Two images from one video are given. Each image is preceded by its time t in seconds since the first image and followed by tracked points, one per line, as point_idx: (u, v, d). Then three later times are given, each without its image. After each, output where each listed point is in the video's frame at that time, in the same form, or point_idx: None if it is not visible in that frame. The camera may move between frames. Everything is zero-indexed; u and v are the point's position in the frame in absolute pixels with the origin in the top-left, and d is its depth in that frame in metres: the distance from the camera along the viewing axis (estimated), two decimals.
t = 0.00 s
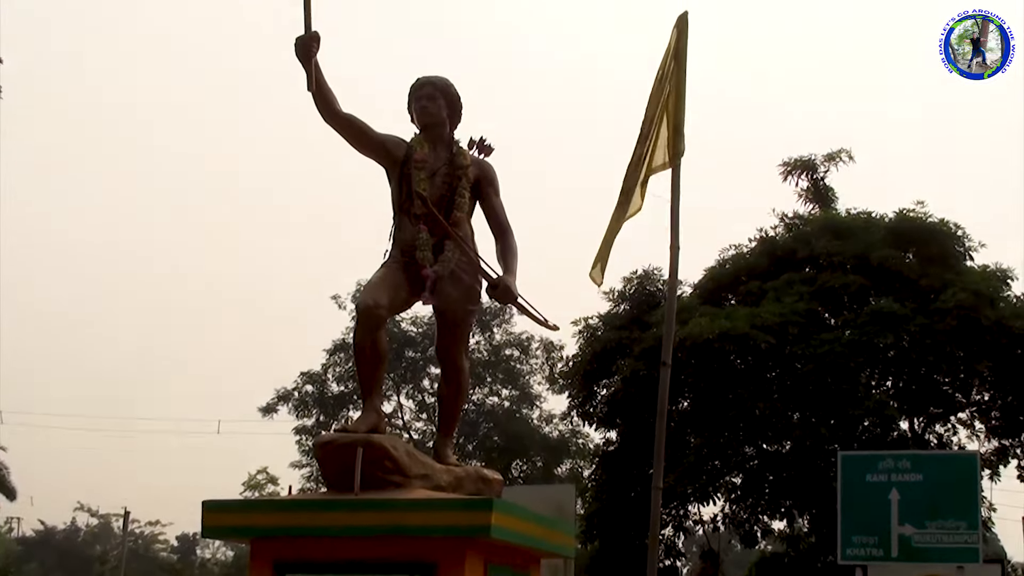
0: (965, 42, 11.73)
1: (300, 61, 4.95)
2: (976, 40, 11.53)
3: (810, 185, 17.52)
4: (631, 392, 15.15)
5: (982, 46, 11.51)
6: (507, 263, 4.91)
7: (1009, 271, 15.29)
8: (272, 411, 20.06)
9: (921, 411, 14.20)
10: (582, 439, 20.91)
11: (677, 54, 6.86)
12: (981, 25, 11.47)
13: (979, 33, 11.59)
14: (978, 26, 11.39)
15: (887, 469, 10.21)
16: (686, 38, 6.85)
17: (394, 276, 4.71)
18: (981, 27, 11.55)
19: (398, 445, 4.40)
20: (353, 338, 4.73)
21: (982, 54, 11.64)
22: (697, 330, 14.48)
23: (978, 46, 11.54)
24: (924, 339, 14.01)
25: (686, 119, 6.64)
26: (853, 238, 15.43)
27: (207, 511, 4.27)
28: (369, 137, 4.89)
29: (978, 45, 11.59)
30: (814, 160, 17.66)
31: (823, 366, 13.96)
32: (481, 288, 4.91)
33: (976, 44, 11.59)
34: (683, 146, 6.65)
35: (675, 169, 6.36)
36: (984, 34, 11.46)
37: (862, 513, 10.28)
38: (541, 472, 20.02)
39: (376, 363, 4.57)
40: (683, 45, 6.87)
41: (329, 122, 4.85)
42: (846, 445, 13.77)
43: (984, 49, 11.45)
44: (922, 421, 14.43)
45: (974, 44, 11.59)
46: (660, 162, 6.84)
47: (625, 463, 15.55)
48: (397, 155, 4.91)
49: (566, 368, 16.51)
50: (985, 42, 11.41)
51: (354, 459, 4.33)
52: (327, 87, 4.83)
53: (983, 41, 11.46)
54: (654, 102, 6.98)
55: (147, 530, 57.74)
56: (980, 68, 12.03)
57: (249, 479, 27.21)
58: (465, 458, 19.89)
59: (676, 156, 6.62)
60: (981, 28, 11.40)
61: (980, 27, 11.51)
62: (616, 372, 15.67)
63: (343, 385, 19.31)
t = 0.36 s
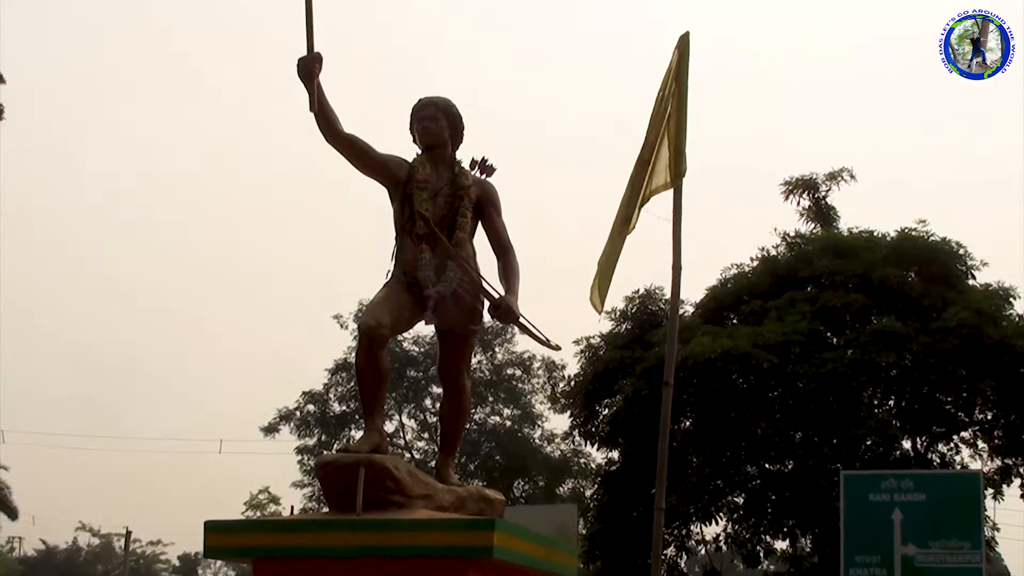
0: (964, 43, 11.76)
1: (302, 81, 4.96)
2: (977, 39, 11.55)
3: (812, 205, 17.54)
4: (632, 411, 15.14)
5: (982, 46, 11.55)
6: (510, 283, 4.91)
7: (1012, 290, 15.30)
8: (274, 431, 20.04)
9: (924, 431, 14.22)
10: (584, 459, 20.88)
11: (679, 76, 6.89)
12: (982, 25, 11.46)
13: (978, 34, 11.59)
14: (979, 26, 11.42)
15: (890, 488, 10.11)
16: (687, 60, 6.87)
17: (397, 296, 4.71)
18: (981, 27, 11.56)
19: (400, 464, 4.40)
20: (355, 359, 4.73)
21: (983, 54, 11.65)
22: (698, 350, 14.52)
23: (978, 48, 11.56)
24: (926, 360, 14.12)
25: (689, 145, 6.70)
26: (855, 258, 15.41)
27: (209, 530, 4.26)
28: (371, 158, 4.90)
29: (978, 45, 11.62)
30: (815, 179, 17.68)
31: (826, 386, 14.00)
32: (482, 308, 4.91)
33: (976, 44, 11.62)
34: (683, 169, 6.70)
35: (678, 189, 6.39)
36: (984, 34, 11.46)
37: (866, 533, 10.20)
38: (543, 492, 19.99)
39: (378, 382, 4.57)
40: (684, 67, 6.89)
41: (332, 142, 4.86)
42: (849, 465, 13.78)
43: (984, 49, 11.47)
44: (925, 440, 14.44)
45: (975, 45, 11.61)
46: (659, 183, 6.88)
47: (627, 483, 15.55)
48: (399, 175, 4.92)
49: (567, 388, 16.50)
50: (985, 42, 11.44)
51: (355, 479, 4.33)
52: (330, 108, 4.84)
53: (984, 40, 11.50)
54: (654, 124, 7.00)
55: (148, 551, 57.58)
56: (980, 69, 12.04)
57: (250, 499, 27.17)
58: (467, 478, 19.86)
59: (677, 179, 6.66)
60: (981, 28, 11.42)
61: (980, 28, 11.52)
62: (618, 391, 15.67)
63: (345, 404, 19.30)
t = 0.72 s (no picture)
0: (965, 43, 11.75)
1: (305, 101, 4.97)
2: (976, 40, 11.56)
3: (814, 224, 17.54)
4: (634, 430, 15.16)
5: (982, 46, 11.55)
6: (512, 301, 4.91)
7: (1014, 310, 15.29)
8: (275, 449, 20.04)
9: (926, 451, 14.21)
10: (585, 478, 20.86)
11: (682, 97, 6.93)
12: (982, 26, 11.47)
13: (978, 34, 11.59)
14: (978, 27, 11.43)
15: (892, 508, 10.11)
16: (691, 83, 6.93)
17: (399, 315, 4.71)
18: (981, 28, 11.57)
19: (402, 483, 4.39)
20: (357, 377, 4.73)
21: (982, 54, 11.66)
22: (699, 369, 14.55)
23: (978, 47, 11.57)
24: (928, 380, 14.12)
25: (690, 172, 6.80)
26: (857, 278, 15.40)
27: (211, 550, 4.27)
28: (374, 177, 4.91)
29: (978, 45, 11.62)
30: (817, 200, 17.69)
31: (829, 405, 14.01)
32: (484, 327, 4.90)
33: (976, 44, 11.63)
34: (684, 192, 6.77)
35: (679, 207, 6.39)
36: (984, 35, 11.47)
37: (868, 554, 10.15)
38: (544, 511, 19.97)
39: (380, 401, 4.57)
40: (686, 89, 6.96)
41: (335, 162, 4.86)
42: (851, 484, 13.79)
43: (984, 49, 11.48)
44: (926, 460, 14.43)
45: (975, 45, 11.63)
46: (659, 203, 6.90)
47: (629, 502, 15.53)
48: (402, 195, 4.93)
49: (569, 407, 16.49)
50: (985, 42, 11.45)
51: (356, 498, 4.33)
52: (333, 127, 4.85)
53: (984, 40, 11.50)
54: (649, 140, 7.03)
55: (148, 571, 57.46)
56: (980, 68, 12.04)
57: (251, 516, 27.16)
58: (468, 496, 19.83)
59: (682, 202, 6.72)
60: (981, 29, 11.44)
61: (980, 28, 11.52)
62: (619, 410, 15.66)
63: (346, 422, 19.30)
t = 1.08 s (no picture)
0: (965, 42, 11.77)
1: (308, 116, 4.98)
2: (976, 41, 11.58)
3: (816, 240, 17.55)
4: (636, 447, 15.17)
5: (982, 46, 11.56)
6: (513, 316, 4.91)
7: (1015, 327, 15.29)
8: (276, 463, 20.03)
9: (928, 468, 14.18)
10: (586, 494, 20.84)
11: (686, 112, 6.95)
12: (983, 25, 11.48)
13: (979, 34, 11.61)
14: (978, 27, 11.44)
15: (893, 525, 10.01)
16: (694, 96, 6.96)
17: (401, 330, 4.71)
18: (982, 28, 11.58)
19: (403, 499, 4.39)
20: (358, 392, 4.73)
21: (982, 55, 11.68)
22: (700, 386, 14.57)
23: (978, 48, 11.59)
24: (929, 397, 14.11)
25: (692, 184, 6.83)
26: (858, 294, 15.39)
27: (212, 564, 4.26)
28: (376, 193, 4.92)
29: (978, 46, 11.63)
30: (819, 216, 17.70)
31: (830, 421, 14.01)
32: (485, 343, 4.90)
33: (976, 45, 11.64)
34: (688, 209, 6.80)
35: (681, 225, 6.41)
36: (984, 35, 11.48)
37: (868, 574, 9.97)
38: (545, 527, 19.96)
39: (381, 416, 4.58)
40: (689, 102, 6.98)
41: (338, 178, 4.88)
42: (852, 501, 13.79)
43: (983, 50, 11.49)
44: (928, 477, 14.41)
45: (975, 46, 11.64)
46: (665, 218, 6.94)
47: (630, 519, 15.52)
48: (405, 211, 4.94)
49: (570, 423, 16.48)
50: (985, 42, 11.46)
51: (357, 513, 4.33)
52: (335, 143, 4.86)
53: (983, 40, 11.51)
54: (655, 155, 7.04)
55: None
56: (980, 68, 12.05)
57: (253, 532, 27.16)
58: (469, 512, 19.83)
59: (685, 218, 6.73)
60: (981, 28, 11.45)
61: (981, 28, 11.54)
62: (621, 426, 15.66)
63: (347, 437, 19.30)
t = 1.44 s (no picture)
0: (964, 45, 11.78)
1: (310, 121, 4.99)
2: (976, 40, 11.59)
3: (818, 246, 17.56)
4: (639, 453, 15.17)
5: (982, 46, 11.57)
6: (515, 321, 4.92)
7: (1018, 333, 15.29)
8: (279, 469, 20.03)
9: (931, 474, 14.19)
10: (589, 499, 20.84)
11: (687, 114, 6.93)
12: (980, 28, 11.48)
13: (978, 35, 11.60)
14: (978, 27, 11.46)
15: (895, 531, 9.92)
16: (694, 102, 6.92)
17: (403, 336, 4.71)
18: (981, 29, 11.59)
19: (405, 504, 4.40)
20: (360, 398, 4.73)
21: (981, 55, 11.69)
22: (703, 392, 14.60)
23: (978, 48, 11.59)
24: (933, 403, 14.13)
25: (694, 186, 6.79)
26: (861, 300, 15.38)
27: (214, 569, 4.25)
28: (378, 199, 4.93)
29: (978, 45, 11.64)
30: (821, 222, 17.71)
31: (832, 426, 14.05)
32: (488, 349, 4.91)
33: (976, 44, 11.65)
34: (689, 214, 6.76)
35: (683, 231, 6.41)
36: (983, 36, 11.49)
37: None
38: (548, 533, 19.97)
39: (383, 422, 4.58)
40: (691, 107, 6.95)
41: (340, 183, 4.89)
42: (855, 507, 13.80)
43: (983, 50, 11.51)
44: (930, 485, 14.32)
45: (975, 45, 11.65)
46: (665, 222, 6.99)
47: (631, 524, 15.52)
48: (407, 216, 4.95)
49: (572, 428, 16.48)
50: (985, 42, 11.47)
51: (360, 518, 4.34)
52: (337, 148, 4.86)
53: (983, 40, 11.53)
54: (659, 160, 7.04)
55: None
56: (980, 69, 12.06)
57: (253, 537, 27.12)
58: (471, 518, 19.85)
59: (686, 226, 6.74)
60: (981, 29, 11.47)
61: (979, 30, 11.54)
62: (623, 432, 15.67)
63: (350, 443, 19.31)
